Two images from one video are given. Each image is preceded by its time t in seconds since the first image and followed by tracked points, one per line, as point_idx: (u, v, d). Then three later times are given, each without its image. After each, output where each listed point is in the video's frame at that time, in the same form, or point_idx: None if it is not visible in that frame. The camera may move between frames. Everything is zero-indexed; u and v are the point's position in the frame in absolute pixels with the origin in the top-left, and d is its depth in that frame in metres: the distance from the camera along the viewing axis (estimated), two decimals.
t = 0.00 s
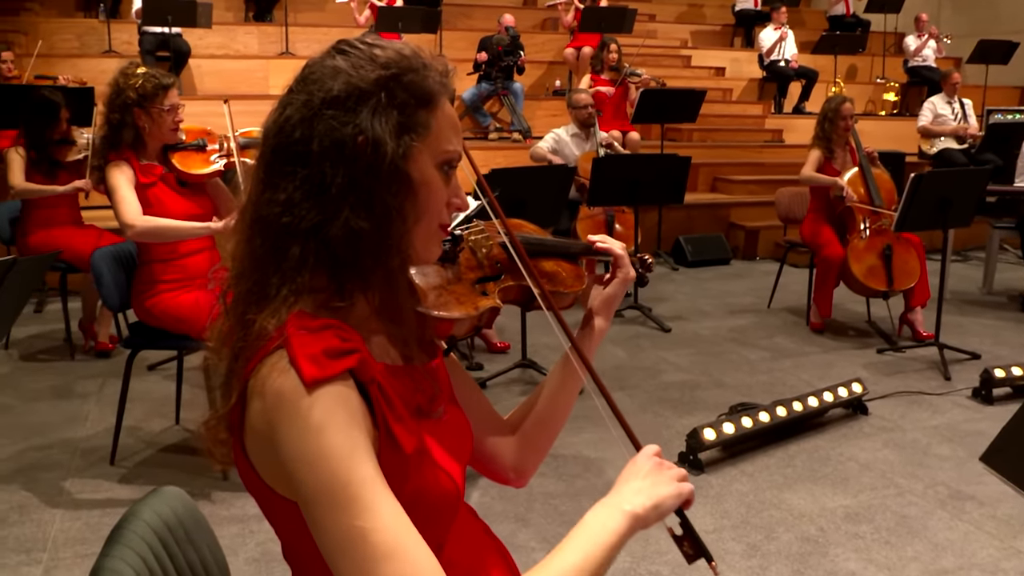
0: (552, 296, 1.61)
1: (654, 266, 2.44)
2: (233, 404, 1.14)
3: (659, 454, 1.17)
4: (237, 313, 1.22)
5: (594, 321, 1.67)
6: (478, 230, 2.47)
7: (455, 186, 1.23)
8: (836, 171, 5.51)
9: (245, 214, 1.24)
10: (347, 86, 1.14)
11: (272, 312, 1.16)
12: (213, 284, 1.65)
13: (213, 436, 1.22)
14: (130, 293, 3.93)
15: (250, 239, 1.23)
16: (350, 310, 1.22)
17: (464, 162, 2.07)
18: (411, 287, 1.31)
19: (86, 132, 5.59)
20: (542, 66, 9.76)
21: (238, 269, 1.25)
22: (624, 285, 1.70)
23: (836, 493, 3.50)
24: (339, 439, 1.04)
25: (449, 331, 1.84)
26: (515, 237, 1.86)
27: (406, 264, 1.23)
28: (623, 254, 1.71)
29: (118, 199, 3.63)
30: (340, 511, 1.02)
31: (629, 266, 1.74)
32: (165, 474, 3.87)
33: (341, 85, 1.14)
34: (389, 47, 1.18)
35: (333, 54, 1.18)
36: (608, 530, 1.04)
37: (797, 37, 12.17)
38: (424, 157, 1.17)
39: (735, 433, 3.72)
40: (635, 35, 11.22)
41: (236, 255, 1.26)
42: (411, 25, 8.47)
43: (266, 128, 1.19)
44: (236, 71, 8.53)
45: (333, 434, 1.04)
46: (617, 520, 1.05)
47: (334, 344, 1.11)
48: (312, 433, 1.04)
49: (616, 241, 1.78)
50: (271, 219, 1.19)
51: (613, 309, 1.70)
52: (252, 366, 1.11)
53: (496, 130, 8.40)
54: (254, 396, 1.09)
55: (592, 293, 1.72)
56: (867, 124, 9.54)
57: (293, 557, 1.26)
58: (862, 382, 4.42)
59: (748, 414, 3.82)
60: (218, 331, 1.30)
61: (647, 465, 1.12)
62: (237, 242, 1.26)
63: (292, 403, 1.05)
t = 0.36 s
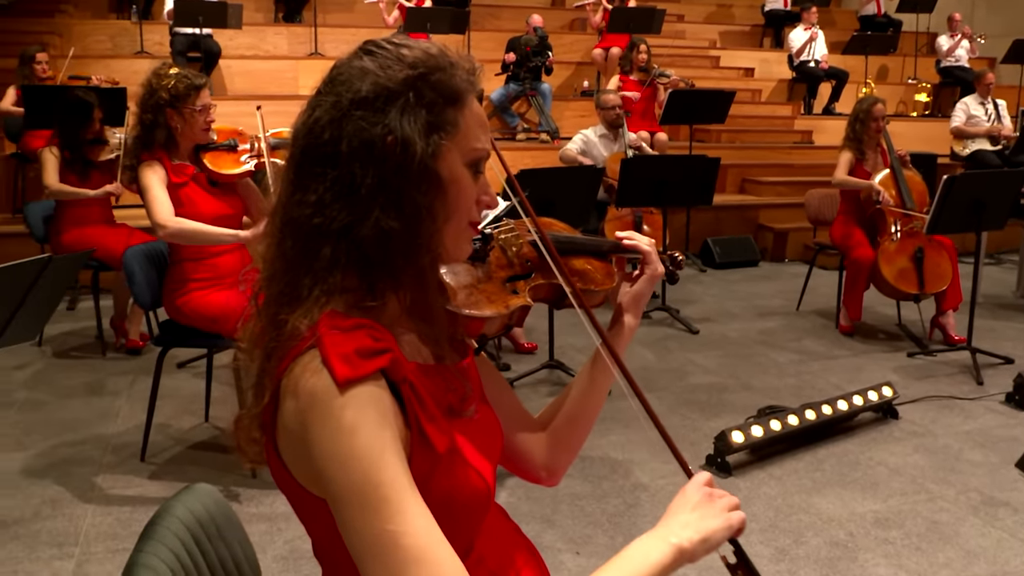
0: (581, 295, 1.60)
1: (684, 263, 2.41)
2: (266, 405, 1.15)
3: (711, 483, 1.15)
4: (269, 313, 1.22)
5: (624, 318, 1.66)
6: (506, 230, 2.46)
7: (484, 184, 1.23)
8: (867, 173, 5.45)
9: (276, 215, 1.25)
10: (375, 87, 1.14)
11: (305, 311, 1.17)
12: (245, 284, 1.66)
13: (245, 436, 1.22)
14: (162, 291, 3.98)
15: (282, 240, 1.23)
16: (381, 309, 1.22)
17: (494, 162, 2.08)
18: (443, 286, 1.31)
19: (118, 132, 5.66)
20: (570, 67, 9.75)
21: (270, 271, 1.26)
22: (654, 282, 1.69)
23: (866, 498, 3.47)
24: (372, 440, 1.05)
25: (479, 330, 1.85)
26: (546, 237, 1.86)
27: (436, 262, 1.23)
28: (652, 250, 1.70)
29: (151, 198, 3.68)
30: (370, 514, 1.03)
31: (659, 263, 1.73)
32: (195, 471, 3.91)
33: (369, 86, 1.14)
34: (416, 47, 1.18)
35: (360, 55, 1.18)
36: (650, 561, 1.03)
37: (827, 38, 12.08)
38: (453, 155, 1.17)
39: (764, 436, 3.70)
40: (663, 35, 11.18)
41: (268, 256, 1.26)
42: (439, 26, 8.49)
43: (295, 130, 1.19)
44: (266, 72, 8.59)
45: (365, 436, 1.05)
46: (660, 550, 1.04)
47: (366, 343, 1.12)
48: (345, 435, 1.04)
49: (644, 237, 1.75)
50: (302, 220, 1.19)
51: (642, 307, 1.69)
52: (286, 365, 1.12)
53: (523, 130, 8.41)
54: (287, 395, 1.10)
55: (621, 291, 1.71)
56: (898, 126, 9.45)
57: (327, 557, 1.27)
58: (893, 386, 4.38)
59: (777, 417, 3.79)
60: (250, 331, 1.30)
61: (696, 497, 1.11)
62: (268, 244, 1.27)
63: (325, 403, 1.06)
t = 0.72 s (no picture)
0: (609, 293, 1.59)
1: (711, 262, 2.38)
2: (295, 408, 1.14)
3: (768, 525, 1.15)
4: (297, 316, 1.21)
5: (651, 318, 1.66)
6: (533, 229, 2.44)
7: (511, 182, 1.21)
8: (897, 175, 5.41)
9: (302, 216, 1.23)
10: (401, 88, 1.12)
11: (334, 314, 1.15)
12: (272, 284, 1.65)
13: (275, 436, 1.21)
14: (191, 289, 4.01)
15: (309, 243, 1.22)
16: (410, 310, 1.19)
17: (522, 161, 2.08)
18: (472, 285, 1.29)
19: (149, 131, 5.72)
20: (598, 67, 9.74)
21: (298, 272, 1.24)
22: (681, 282, 1.67)
23: (896, 503, 3.44)
24: (405, 446, 1.04)
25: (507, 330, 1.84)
26: (574, 236, 1.84)
27: (465, 262, 1.21)
28: (679, 249, 1.69)
29: (183, 199, 3.72)
30: (406, 520, 1.04)
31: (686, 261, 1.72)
32: (224, 468, 3.95)
33: (395, 87, 1.12)
34: (441, 46, 1.15)
35: (384, 57, 1.15)
36: None
37: (857, 38, 11.98)
38: (479, 155, 1.15)
39: (791, 439, 3.68)
40: (691, 36, 11.15)
41: (296, 257, 1.25)
42: (467, 27, 8.51)
43: (321, 132, 1.17)
44: (295, 72, 8.65)
45: (397, 442, 1.04)
46: None
47: (395, 345, 1.10)
48: (378, 442, 1.04)
49: (673, 237, 1.73)
50: (330, 222, 1.17)
51: (669, 305, 1.68)
52: (315, 368, 1.11)
53: (550, 131, 8.41)
54: (317, 399, 1.09)
55: (648, 290, 1.70)
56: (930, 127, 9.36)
57: (358, 556, 1.27)
58: (923, 390, 4.34)
59: (805, 420, 3.77)
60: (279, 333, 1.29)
61: (751, 541, 1.11)
62: (295, 244, 1.25)
63: (355, 408, 1.05)
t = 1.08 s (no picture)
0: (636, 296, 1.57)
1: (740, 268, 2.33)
2: (326, 408, 1.14)
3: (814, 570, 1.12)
4: (330, 315, 1.22)
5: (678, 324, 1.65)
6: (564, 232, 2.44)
7: (543, 186, 1.21)
8: (929, 176, 5.33)
9: (335, 216, 1.23)
10: (440, 90, 1.11)
11: (366, 314, 1.16)
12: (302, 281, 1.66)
13: (306, 435, 1.22)
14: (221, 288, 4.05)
15: (344, 242, 1.22)
16: (442, 312, 1.20)
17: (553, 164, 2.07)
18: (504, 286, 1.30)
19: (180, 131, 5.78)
20: (625, 68, 9.72)
21: (330, 271, 1.24)
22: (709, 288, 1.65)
23: (926, 508, 3.40)
24: (437, 449, 1.04)
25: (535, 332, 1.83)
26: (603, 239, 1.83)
27: (499, 264, 1.21)
28: (707, 255, 1.67)
29: (214, 199, 3.75)
30: (436, 524, 1.04)
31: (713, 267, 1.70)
32: (252, 466, 3.98)
33: (434, 89, 1.11)
34: (479, 49, 1.14)
35: (422, 57, 1.15)
36: None
37: (888, 39, 11.87)
38: (516, 159, 1.15)
39: (820, 443, 3.65)
40: (720, 37, 11.09)
41: (329, 256, 1.25)
42: (495, 28, 8.51)
43: (357, 131, 1.16)
44: (324, 73, 8.70)
45: (430, 445, 1.04)
46: None
47: (427, 346, 1.11)
48: (410, 445, 1.04)
49: (701, 244, 1.71)
50: (366, 223, 1.17)
51: (696, 311, 1.67)
52: (347, 368, 1.11)
53: (578, 132, 8.40)
54: (349, 400, 1.09)
55: (676, 295, 1.69)
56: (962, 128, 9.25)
57: (385, 554, 1.28)
58: (955, 395, 4.29)
59: (834, 424, 3.74)
60: (312, 330, 1.29)
61: None
62: (328, 243, 1.25)
63: (387, 410, 1.05)
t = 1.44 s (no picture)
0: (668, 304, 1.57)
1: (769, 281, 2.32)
2: (362, 403, 1.15)
3: None
4: (371, 312, 1.23)
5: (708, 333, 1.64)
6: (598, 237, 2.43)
7: (583, 193, 1.22)
8: (961, 178, 5.29)
9: (377, 213, 1.23)
10: (490, 91, 1.11)
11: (406, 312, 1.17)
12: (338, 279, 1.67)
13: (340, 432, 1.23)
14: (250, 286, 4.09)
15: (385, 241, 1.22)
16: (479, 312, 1.20)
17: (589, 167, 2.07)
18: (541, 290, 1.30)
19: (209, 131, 5.84)
20: (652, 69, 9.69)
21: (371, 269, 1.25)
22: (740, 298, 1.63)
23: (957, 514, 3.37)
24: (471, 449, 1.03)
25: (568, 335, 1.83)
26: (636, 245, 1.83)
27: (537, 268, 1.21)
28: (739, 266, 1.64)
29: (244, 199, 3.78)
30: (463, 524, 1.02)
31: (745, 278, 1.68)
32: (279, 464, 4.01)
33: (484, 90, 1.11)
34: (529, 53, 1.15)
35: (472, 58, 1.15)
36: None
37: (919, 38, 11.74)
38: (560, 164, 1.15)
39: (849, 446, 3.62)
40: (748, 37, 11.03)
41: (370, 253, 1.26)
42: (522, 29, 8.52)
43: (403, 129, 1.17)
44: (351, 74, 8.75)
45: (464, 444, 1.03)
46: None
47: (464, 346, 1.11)
48: (445, 444, 1.03)
49: (733, 255, 1.69)
50: (410, 221, 1.17)
51: (727, 322, 1.66)
52: (385, 364, 1.11)
53: (605, 133, 8.39)
54: (385, 397, 1.09)
55: (707, 305, 1.68)
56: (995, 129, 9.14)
57: (414, 551, 1.28)
58: (986, 400, 4.24)
59: (864, 428, 3.71)
60: (351, 326, 1.30)
61: None
62: (370, 241, 1.26)
63: (424, 407, 1.05)
